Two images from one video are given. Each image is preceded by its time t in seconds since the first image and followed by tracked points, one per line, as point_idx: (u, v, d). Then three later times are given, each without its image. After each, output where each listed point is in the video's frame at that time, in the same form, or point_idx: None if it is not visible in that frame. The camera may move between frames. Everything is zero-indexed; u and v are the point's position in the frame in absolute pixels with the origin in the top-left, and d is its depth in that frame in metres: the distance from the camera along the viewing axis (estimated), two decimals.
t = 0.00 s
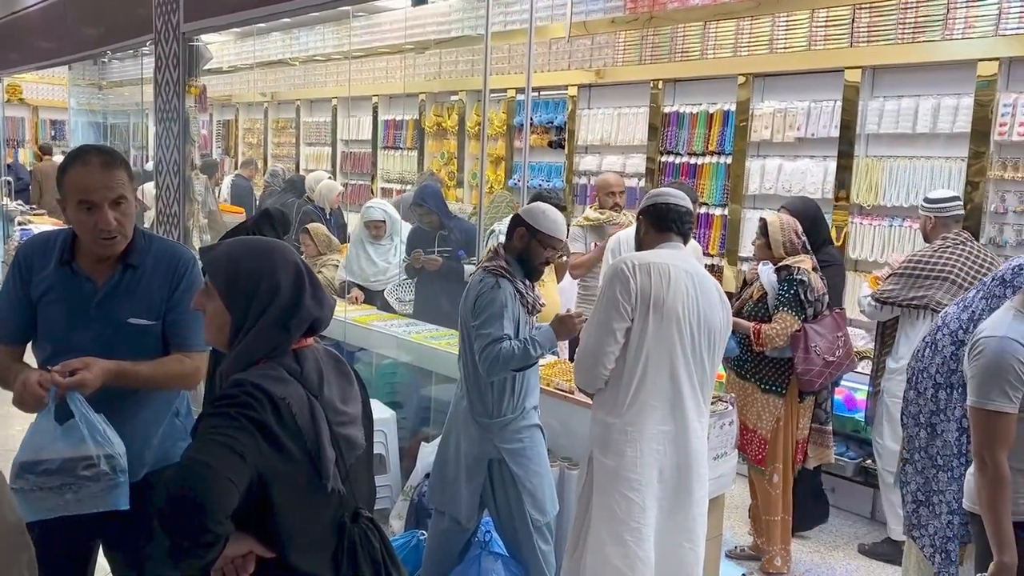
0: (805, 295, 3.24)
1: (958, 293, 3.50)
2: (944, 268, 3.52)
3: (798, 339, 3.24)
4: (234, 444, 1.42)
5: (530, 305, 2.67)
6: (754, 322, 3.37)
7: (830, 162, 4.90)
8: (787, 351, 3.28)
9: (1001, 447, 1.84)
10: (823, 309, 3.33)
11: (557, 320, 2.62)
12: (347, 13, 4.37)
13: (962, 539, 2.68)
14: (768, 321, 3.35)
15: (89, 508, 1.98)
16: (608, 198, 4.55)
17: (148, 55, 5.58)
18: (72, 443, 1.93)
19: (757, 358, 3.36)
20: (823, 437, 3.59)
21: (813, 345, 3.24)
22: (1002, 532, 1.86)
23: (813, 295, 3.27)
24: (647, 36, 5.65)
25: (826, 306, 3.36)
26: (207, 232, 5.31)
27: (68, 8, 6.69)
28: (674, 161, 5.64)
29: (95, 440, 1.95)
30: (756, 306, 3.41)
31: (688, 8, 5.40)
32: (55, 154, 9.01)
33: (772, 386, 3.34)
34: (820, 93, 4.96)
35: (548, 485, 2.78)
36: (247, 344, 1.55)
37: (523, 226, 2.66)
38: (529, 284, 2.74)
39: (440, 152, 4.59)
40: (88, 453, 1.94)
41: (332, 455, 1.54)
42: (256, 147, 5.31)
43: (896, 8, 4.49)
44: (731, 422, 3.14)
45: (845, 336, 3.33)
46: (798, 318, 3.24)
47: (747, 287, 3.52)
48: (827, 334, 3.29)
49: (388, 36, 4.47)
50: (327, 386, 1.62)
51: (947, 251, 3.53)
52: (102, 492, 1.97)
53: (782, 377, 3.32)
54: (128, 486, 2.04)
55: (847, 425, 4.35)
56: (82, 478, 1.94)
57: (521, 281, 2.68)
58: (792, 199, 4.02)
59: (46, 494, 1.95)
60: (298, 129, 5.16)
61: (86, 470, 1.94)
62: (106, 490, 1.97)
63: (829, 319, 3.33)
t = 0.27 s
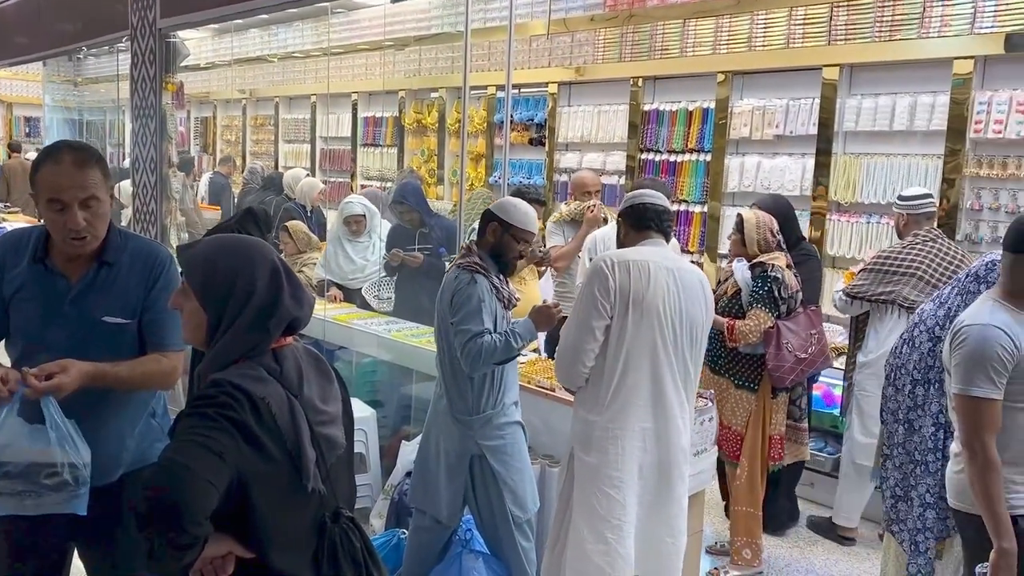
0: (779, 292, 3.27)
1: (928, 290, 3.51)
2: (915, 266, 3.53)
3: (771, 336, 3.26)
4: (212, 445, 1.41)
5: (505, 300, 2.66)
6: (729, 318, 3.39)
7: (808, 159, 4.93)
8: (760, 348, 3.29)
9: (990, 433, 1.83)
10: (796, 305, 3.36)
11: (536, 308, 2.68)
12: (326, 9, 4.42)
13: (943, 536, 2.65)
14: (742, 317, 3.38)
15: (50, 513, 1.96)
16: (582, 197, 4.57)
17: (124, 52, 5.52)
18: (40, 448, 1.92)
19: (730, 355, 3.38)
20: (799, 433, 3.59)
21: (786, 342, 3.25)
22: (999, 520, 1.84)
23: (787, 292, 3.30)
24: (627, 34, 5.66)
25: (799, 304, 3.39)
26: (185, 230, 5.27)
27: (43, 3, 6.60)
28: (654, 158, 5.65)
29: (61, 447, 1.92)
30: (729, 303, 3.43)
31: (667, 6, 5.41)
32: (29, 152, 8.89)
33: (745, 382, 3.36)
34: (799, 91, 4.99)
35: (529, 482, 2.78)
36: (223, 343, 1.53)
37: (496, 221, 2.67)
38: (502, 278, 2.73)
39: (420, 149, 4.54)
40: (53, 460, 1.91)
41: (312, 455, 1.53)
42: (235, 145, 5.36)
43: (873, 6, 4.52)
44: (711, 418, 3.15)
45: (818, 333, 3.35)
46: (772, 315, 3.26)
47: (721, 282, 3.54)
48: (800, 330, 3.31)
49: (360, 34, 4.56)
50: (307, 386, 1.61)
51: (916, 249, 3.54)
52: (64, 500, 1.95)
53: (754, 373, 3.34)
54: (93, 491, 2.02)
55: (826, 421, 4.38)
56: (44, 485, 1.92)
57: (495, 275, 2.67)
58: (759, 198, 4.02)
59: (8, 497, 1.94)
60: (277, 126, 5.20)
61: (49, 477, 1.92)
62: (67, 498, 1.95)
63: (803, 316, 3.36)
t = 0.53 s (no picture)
0: (750, 290, 3.29)
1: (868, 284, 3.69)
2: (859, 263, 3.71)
3: (740, 332, 3.28)
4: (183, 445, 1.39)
5: (480, 296, 2.65)
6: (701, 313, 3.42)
7: (783, 157, 4.97)
8: (728, 345, 3.32)
9: (976, 432, 1.85)
10: (767, 304, 3.39)
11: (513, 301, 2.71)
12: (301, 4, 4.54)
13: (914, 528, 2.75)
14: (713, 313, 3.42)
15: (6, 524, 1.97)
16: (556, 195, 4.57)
17: (96, 48, 5.45)
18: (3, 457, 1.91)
19: (699, 351, 3.41)
20: (770, 432, 3.59)
21: (755, 339, 3.29)
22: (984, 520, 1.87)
23: (758, 290, 3.32)
24: (603, 32, 5.68)
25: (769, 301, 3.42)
26: (158, 229, 5.21)
27: None
28: (630, 156, 5.65)
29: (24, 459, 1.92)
30: (701, 299, 3.46)
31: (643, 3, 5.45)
32: None
33: (714, 379, 3.38)
34: (773, 89, 5.03)
35: (508, 480, 2.77)
36: (196, 342, 1.51)
37: (468, 217, 2.67)
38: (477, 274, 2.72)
39: (396, 147, 4.45)
40: (15, 472, 1.91)
41: (286, 456, 1.52)
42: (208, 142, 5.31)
43: (846, 5, 4.56)
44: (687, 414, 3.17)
45: (787, 331, 3.40)
46: (741, 312, 3.28)
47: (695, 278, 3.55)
48: (769, 328, 3.35)
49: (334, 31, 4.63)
50: (281, 385, 1.59)
51: (860, 246, 3.72)
52: (21, 512, 1.95)
53: (723, 369, 3.35)
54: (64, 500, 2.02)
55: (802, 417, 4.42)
56: (4, 496, 1.93)
57: (471, 272, 2.67)
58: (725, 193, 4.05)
59: None
60: (251, 123, 5.16)
61: (9, 488, 1.92)
62: (24, 510, 1.95)
63: (773, 314, 3.40)
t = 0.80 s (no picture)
0: (723, 288, 3.34)
1: (800, 273, 3.80)
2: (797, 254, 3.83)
3: (711, 330, 3.33)
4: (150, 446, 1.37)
5: (457, 294, 2.65)
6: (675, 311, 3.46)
7: (758, 155, 5.00)
8: (700, 342, 3.36)
9: (976, 441, 1.85)
10: (740, 302, 3.43)
11: (491, 298, 2.71)
12: None
13: (882, 521, 2.78)
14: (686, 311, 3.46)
15: None
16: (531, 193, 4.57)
17: (66, 44, 5.39)
18: None
19: (672, 348, 3.43)
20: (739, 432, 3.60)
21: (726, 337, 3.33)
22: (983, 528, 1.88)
23: (731, 288, 3.37)
24: (579, 30, 5.69)
25: (742, 301, 3.47)
26: (131, 228, 5.16)
27: None
28: (607, 154, 5.67)
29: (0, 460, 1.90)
30: (675, 296, 3.49)
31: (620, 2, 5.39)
32: None
33: (686, 376, 3.41)
34: (748, 87, 5.06)
35: (485, 477, 2.77)
36: (165, 342, 1.50)
37: (443, 214, 2.65)
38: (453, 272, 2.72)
39: (373, 145, 4.43)
40: None
41: (258, 456, 1.51)
42: (184, 140, 5.18)
43: (819, 4, 4.59)
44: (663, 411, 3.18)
45: (759, 330, 3.46)
46: (713, 310, 3.34)
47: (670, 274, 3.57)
48: (741, 326, 3.41)
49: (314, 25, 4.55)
50: (252, 385, 1.58)
51: (795, 237, 3.86)
52: None
53: (694, 366, 3.38)
54: (43, 501, 2.00)
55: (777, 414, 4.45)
56: None
57: (447, 270, 2.66)
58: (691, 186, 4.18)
59: None
60: (226, 121, 5.06)
61: None
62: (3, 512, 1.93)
63: (745, 312, 3.45)
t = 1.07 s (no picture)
0: (696, 288, 3.37)
1: (758, 272, 3.81)
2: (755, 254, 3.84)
3: (684, 330, 3.36)
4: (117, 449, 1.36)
5: (431, 294, 2.65)
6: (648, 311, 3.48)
7: (732, 154, 5.03)
8: (672, 342, 3.39)
9: (975, 456, 1.76)
10: (714, 303, 3.45)
11: (468, 298, 2.71)
12: None
13: (851, 515, 2.82)
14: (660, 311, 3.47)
15: None
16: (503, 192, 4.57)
17: (37, 43, 5.32)
18: None
19: (645, 346, 3.45)
20: (713, 432, 3.61)
21: (699, 338, 3.35)
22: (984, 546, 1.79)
23: (705, 288, 3.38)
24: (554, 30, 5.70)
25: (716, 300, 3.48)
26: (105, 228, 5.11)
27: None
28: (583, 154, 5.68)
29: None
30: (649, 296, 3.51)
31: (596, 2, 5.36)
32: None
33: (660, 375, 3.44)
34: (722, 87, 5.09)
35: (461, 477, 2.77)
36: (131, 343, 1.49)
37: (417, 213, 2.65)
38: (426, 272, 2.71)
39: (348, 144, 4.41)
40: None
41: (226, 458, 1.50)
42: (158, 140, 5.21)
43: (792, 5, 4.62)
44: (638, 409, 3.19)
45: (733, 331, 3.46)
46: (685, 309, 3.38)
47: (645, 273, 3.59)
48: (714, 327, 3.42)
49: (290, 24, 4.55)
50: (221, 387, 1.57)
51: (753, 237, 3.88)
52: None
53: (666, 366, 3.41)
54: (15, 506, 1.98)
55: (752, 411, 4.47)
56: None
57: (421, 269, 2.66)
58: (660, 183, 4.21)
59: None
60: (201, 120, 5.01)
61: None
62: None
63: (719, 313, 3.47)
